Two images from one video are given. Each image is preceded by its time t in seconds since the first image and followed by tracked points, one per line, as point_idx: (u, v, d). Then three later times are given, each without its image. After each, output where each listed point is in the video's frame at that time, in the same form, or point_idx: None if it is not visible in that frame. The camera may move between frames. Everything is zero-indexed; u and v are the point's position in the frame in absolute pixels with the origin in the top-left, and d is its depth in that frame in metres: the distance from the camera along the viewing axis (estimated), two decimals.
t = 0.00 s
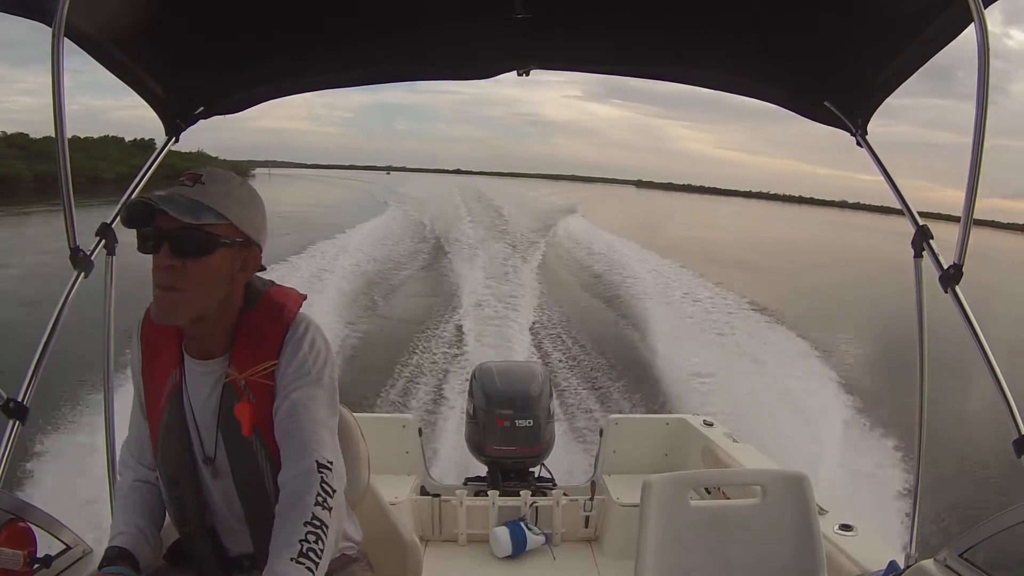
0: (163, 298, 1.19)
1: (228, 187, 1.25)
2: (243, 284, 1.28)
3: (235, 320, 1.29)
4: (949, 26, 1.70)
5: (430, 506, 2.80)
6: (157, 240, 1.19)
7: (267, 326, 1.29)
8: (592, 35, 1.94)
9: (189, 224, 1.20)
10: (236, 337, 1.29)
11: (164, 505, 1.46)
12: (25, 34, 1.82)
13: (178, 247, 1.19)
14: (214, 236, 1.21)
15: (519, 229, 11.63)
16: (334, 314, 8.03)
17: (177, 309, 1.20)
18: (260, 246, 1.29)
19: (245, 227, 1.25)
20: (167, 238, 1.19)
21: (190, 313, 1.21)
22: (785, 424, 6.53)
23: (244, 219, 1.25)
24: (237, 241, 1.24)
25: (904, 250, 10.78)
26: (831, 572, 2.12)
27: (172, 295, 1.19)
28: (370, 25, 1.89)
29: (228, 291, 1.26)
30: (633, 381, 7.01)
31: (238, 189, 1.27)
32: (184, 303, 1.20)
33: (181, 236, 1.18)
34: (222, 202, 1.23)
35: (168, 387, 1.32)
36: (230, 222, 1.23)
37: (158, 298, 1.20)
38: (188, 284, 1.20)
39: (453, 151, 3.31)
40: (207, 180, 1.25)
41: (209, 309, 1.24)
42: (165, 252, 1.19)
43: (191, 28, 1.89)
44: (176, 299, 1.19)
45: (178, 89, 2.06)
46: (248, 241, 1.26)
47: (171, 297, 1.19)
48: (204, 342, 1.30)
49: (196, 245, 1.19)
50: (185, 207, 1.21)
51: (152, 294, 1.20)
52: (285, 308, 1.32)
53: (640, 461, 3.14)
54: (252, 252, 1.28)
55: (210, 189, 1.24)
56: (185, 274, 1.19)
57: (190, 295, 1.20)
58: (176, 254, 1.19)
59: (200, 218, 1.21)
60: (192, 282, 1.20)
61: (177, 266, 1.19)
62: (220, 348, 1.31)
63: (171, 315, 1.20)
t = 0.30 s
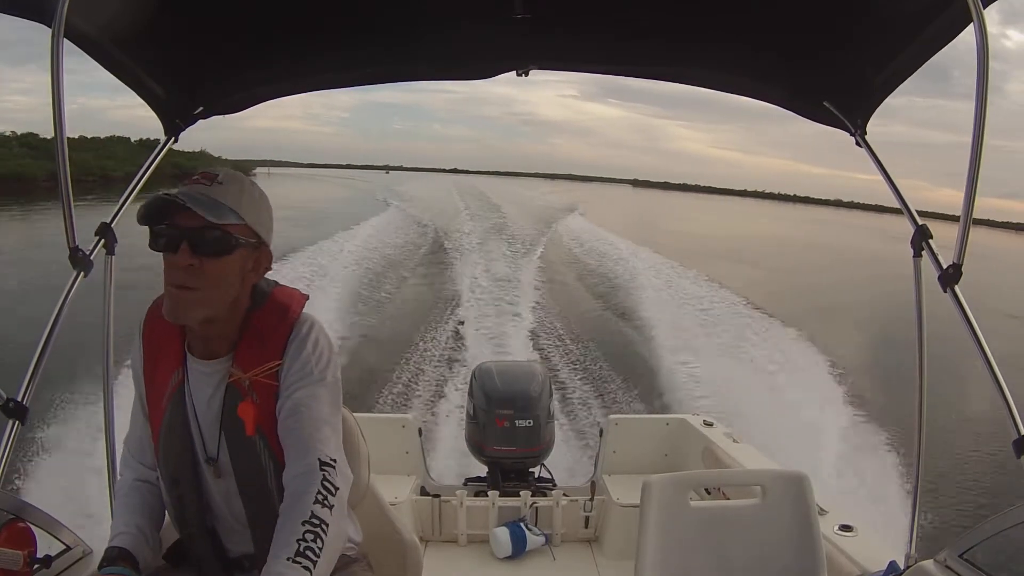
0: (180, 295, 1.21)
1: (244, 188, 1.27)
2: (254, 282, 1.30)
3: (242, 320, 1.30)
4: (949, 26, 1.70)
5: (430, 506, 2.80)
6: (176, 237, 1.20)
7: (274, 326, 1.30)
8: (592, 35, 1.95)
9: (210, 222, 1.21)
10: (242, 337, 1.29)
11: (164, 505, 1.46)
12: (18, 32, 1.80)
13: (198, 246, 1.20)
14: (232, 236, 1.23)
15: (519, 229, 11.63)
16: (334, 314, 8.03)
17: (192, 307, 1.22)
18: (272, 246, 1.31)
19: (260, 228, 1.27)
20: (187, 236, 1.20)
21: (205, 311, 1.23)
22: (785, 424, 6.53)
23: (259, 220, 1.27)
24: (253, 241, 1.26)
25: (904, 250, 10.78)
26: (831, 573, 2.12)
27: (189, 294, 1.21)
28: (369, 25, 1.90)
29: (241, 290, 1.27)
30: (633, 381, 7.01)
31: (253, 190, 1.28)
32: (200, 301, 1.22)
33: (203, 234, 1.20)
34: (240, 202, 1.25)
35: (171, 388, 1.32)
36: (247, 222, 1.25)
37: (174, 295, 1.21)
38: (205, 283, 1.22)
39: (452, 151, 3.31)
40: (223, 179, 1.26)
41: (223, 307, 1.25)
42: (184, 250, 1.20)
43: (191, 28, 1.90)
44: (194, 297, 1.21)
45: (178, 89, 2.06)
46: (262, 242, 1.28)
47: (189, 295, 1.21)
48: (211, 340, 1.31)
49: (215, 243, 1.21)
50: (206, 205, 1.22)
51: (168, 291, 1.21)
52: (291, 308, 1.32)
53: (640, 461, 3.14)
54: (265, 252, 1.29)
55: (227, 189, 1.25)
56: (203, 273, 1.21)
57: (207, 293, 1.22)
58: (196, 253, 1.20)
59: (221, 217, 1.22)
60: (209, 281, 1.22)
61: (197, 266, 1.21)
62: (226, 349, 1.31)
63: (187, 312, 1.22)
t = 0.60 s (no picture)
0: (216, 301, 1.21)
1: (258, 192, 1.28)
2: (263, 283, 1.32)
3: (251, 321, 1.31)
4: (949, 26, 1.70)
5: (430, 506, 2.80)
6: (211, 245, 1.19)
7: (285, 324, 1.31)
8: (592, 35, 1.95)
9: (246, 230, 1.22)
10: (252, 336, 1.30)
11: (165, 506, 1.46)
12: (17, 31, 1.79)
13: (233, 253, 1.21)
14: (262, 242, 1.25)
15: (519, 229, 11.63)
16: (333, 314, 8.03)
17: (227, 313, 1.23)
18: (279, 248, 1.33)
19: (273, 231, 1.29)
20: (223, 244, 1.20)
21: (237, 316, 1.24)
22: (785, 424, 6.54)
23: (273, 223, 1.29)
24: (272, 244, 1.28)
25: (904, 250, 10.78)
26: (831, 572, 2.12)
27: (224, 300, 1.21)
28: (369, 25, 1.89)
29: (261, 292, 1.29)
30: (633, 381, 7.01)
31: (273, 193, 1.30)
32: (235, 307, 1.23)
33: (242, 243, 1.21)
34: (259, 207, 1.26)
35: (173, 388, 1.32)
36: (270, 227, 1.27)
37: (210, 301, 1.21)
38: (238, 289, 1.22)
39: (451, 150, 3.31)
40: (241, 184, 1.26)
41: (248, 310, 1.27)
42: (220, 256, 1.20)
43: (191, 28, 1.89)
44: (228, 304, 1.22)
45: (178, 89, 2.05)
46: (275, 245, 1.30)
47: (223, 302, 1.21)
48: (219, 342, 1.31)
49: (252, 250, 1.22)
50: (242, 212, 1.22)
51: (203, 297, 1.21)
52: (295, 307, 1.33)
53: (640, 462, 3.14)
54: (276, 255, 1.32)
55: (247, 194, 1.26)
56: (237, 279, 1.22)
57: (241, 298, 1.23)
58: (232, 260, 1.21)
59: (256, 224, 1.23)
60: (242, 287, 1.23)
61: (232, 272, 1.21)
62: (232, 349, 1.31)
63: (221, 318, 1.23)
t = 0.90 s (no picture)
0: (221, 304, 1.22)
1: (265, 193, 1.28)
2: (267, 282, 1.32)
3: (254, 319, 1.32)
4: (950, 26, 1.70)
5: (430, 506, 2.80)
6: (216, 247, 1.19)
7: (287, 323, 1.31)
8: (592, 35, 1.95)
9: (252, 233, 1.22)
10: (253, 335, 1.30)
11: (166, 506, 1.46)
12: (19, 30, 1.79)
13: (238, 255, 1.21)
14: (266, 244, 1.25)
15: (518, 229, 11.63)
16: (332, 315, 8.04)
17: (232, 314, 1.23)
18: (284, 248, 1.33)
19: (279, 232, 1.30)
20: (228, 246, 1.20)
21: (241, 317, 1.25)
22: (785, 424, 6.54)
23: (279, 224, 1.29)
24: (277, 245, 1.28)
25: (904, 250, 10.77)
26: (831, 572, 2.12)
27: (228, 302, 1.22)
28: (369, 25, 1.90)
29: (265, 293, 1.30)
30: (633, 381, 7.01)
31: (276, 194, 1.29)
32: (240, 309, 1.23)
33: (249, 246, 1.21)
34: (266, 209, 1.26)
35: (175, 388, 1.32)
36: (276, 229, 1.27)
37: (214, 303, 1.22)
38: (243, 290, 1.23)
39: (449, 150, 3.31)
40: (247, 184, 1.26)
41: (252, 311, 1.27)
42: (225, 258, 1.20)
43: (192, 28, 1.90)
44: (233, 305, 1.22)
45: (178, 89, 2.05)
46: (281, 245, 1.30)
47: (228, 303, 1.22)
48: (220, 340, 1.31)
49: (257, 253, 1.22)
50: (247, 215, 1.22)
51: (208, 299, 1.21)
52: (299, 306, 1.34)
53: (640, 462, 3.14)
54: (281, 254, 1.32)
55: (253, 195, 1.26)
56: (242, 281, 1.22)
57: (247, 300, 1.24)
58: (237, 263, 1.21)
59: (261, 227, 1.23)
60: (246, 288, 1.23)
61: (237, 273, 1.21)
62: (234, 349, 1.31)
63: (226, 320, 1.23)
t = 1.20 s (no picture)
0: (217, 306, 1.21)
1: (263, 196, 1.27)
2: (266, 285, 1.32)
3: (253, 321, 1.31)
4: (949, 26, 1.70)
5: (430, 507, 2.80)
6: (213, 252, 1.20)
7: (283, 324, 1.31)
8: (591, 36, 1.95)
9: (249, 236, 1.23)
10: (249, 337, 1.31)
11: (165, 506, 1.46)
12: (19, 30, 1.78)
13: (235, 260, 1.21)
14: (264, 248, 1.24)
15: (517, 229, 11.63)
16: (331, 315, 8.03)
17: (229, 318, 1.23)
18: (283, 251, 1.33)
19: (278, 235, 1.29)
20: (224, 251, 1.20)
21: (238, 320, 1.25)
22: (784, 424, 6.54)
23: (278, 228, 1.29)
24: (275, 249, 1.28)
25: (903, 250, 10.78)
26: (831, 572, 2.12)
27: (225, 306, 1.22)
28: (369, 26, 1.90)
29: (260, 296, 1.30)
30: (632, 381, 7.01)
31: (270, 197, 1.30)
32: (237, 311, 1.23)
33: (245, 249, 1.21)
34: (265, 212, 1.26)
35: (174, 389, 1.32)
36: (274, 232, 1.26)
37: (211, 306, 1.21)
38: (240, 294, 1.23)
39: (447, 149, 3.31)
40: (246, 188, 1.26)
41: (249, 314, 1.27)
42: (221, 262, 1.20)
43: (191, 29, 1.89)
44: (229, 309, 1.22)
45: (178, 89, 2.05)
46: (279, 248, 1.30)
47: (224, 307, 1.22)
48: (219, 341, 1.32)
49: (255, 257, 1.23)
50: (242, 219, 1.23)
51: (204, 303, 1.21)
52: (297, 307, 1.34)
53: (640, 462, 3.14)
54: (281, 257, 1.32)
55: (252, 198, 1.26)
56: (239, 285, 1.22)
57: (244, 304, 1.24)
58: (234, 267, 1.21)
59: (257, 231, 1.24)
60: (243, 292, 1.23)
61: (233, 278, 1.21)
62: (231, 350, 1.32)
63: (223, 322, 1.23)
